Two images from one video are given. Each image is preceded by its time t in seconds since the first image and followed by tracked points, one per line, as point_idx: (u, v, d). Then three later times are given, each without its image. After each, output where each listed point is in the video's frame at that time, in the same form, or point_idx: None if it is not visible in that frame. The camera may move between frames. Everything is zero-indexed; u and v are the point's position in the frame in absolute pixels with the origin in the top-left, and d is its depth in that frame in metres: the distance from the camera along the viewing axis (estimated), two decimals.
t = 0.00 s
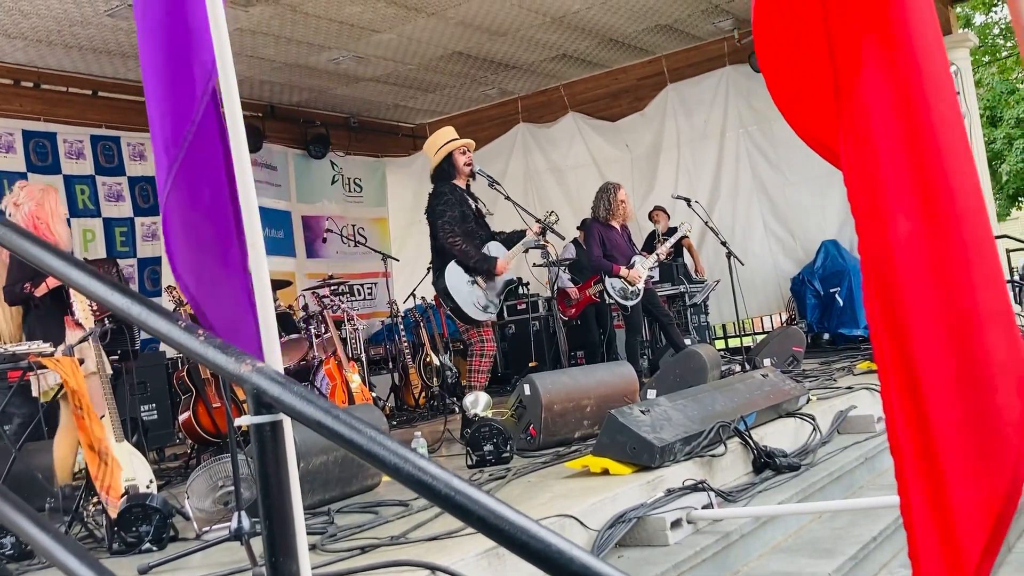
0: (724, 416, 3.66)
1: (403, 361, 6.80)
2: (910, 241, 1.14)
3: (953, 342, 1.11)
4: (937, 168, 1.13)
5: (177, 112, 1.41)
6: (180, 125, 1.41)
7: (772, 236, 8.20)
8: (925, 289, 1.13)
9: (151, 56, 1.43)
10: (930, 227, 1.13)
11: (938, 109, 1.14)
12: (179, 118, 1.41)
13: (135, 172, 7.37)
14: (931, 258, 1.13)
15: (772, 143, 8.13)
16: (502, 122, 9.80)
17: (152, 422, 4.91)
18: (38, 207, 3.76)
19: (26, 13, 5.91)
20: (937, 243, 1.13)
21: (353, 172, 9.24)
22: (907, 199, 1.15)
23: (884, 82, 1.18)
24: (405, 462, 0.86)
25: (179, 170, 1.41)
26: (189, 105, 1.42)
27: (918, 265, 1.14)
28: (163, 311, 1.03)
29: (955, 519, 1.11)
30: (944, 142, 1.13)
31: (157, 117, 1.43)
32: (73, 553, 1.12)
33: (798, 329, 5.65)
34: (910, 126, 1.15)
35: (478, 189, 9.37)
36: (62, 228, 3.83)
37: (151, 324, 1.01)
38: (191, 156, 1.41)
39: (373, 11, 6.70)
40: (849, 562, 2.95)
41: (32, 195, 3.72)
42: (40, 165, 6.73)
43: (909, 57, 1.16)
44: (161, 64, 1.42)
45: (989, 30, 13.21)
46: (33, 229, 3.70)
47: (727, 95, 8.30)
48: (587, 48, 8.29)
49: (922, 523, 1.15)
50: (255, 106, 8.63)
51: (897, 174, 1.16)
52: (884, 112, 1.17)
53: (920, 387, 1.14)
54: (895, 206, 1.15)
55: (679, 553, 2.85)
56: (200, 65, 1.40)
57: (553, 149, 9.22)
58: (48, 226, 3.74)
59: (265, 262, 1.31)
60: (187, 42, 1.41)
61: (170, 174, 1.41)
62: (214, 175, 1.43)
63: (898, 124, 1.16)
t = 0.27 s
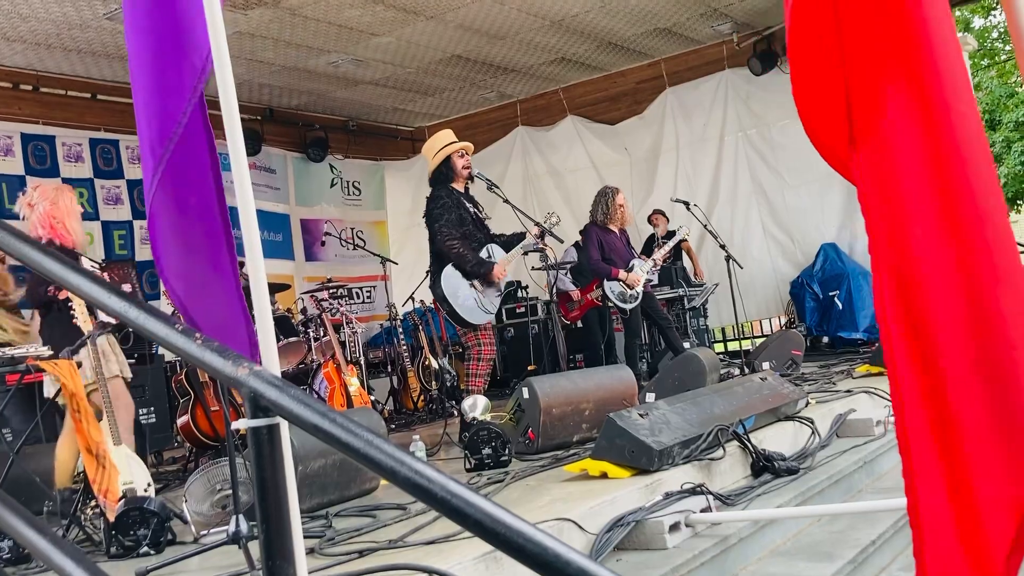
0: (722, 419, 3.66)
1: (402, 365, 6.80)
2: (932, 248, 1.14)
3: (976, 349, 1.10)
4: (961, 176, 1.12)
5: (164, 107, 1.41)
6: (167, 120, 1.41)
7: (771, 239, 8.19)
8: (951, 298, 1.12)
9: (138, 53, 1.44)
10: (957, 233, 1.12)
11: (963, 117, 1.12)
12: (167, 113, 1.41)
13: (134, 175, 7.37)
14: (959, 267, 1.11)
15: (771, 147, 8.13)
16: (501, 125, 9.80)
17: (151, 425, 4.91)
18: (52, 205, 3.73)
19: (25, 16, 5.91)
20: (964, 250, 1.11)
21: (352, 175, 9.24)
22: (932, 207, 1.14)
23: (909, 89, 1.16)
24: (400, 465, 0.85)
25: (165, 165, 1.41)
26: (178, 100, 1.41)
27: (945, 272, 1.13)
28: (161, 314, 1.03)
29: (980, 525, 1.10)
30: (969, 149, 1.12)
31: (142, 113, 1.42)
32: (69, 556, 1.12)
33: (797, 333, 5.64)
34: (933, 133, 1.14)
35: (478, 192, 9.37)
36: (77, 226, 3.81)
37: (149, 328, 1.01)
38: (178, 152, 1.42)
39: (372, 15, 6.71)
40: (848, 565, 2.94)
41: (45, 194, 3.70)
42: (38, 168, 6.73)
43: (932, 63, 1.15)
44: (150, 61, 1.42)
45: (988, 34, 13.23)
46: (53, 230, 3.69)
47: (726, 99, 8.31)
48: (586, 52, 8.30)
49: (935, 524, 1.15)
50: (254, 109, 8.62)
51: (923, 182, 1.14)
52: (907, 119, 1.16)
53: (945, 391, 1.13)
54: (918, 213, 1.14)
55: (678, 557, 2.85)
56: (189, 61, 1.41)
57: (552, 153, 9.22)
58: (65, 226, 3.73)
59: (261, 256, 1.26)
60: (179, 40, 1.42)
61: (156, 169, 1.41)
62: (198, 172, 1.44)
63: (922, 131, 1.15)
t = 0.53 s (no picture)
0: (720, 422, 3.65)
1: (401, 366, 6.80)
2: (948, 237, 0.97)
3: (1000, 354, 0.93)
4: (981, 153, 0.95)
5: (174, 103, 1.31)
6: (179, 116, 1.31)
7: (770, 241, 8.19)
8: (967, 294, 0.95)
9: (147, 52, 1.35)
10: (974, 219, 0.95)
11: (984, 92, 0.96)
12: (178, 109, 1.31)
13: (133, 177, 7.37)
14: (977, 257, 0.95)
15: (771, 149, 8.13)
16: (501, 127, 9.81)
17: (149, 427, 4.90)
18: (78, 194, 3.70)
19: (23, 17, 5.91)
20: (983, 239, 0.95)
21: (351, 177, 9.25)
22: (945, 189, 0.97)
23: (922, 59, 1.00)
24: (396, 467, 0.85)
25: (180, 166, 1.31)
26: (186, 91, 1.31)
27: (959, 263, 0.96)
28: (157, 316, 1.03)
29: (1001, 549, 0.94)
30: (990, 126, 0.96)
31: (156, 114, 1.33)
32: (65, 558, 1.12)
33: (796, 335, 5.63)
34: (950, 110, 0.97)
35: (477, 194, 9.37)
36: (104, 215, 3.75)
37: (144, 330, 1.01)
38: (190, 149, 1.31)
39: (371, 17, 6.71)
40: (846, 568, 2.94)
41: (70, 181, 3.66)
42: (37, 170, 6.73)
43: (948, 31, 0.99)
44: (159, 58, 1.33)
45: (987, 37, 13.22)
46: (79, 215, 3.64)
47: (725, 101, 8.31)
48: (585, 54, 8.30)
49: (944, 525, 0.99)
50: (253, 111, 8.62)
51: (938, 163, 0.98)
52: (922, 94, 0.99)
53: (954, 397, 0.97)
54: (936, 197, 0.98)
55: (675, 559, 2.84)
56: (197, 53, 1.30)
57: (552, 155, 9.22)
58: (91, 212, 3.68)
59: (258, 257, 1.24)
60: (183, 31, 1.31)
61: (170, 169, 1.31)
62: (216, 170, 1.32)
63: (937, 107, 0.98)
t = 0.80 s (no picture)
0: (719, 424, 3.65)
1: (400, 368, 6.80)
2: (967, 232, 0.92)
3: None
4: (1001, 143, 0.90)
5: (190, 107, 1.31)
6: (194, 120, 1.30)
7: (770, 244, 8.19)
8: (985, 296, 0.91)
9: (169, 59, 1.36)
10: (992, 214, 0.90)
11: (1006, 80, 0.91)
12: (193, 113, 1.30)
13: (133, 178, 7.37)
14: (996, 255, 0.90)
15: (770, 152, 8.13)
16: (501, 128, 9.81)
17: (149, 428, 4.90)
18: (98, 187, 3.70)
19: (23, 19, 5.91)
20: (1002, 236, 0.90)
21: (352, 179, 9.25)
22: (962, 183, 0.92)
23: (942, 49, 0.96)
24: (395, 470, 0.85)
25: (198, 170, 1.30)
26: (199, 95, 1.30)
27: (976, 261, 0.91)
28: (157, 319, 1.03)
29: None
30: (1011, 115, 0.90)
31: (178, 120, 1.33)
32: (62, 560, 1.12)
33: (795, 337, 5.63)
34: (970, 101, 0.92)
35: (477, 196, 9.37)
36: (123, 210, 3.77)
37: (144, 332, 1.01)
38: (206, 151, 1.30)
39: (371, 18, 6.71)
40: (846, 571, 2.94)
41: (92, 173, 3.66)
42: (36, 171, 6.73)
43: (969, 22, 0.94)
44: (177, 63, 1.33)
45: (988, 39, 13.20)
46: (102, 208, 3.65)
47: (725, 103, 8.32)
48: (585, 56, 8.30)
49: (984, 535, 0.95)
50: (253, 112, 8.61)
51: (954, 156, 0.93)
52: (938, 86, 0.95)
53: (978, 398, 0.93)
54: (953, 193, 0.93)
55: (674, 562, 2.84)
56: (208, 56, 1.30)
57: (551, 157, 9.23)
58: (112, 205, 3.69)
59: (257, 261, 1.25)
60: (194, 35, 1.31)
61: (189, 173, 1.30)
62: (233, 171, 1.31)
63: (954, 98, 0.94)
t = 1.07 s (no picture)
0: (720, 425, 3.65)
1: (401, 368, 6.79)
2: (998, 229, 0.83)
3: None
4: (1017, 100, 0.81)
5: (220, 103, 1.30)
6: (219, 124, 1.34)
7: (770, 245, 8.20)
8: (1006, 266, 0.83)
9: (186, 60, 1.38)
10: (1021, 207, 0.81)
11: None
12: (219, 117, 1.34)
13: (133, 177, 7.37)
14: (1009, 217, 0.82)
15: (771, 153, 8.13)
16: (501, 129, 9.81)
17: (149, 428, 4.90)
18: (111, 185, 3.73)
19: (24, 18, 5.91)
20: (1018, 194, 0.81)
21: (352, 179, 9.25)
22: (988, 168, 0.83)
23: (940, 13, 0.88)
24: (398, 467, 0.85)
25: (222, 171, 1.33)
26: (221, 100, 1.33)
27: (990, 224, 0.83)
28: (159, 317, 1.03)
29: None
30: None
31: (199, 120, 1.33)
32: (63, 558, 1.11)
33: (796, 339, 5.63)
34: (992, 74, 0.84)
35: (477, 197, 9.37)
36: (134, 209, 3.79)
37: (145, 329, 1.00)
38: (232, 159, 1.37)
39: (372, 19, 6.72)
40: (846, 571, 2.94)
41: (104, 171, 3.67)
42: (37, 170, 6.74)
43: None
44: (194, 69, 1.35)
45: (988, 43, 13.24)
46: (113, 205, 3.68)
47: (725, 104, 8.33)
48: (586, 57, 8.30)
49: None
50: (254, 112, 8.61)
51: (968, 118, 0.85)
52: (956, 64, 0.86)
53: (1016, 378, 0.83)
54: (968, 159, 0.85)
55: (675, 562, 2.84)
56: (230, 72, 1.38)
57: (552, 158, 9.23)
58: (123, 203, 3.73)
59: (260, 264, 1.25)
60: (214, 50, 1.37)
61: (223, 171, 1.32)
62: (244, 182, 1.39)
63: (974, 75, 0.85)
